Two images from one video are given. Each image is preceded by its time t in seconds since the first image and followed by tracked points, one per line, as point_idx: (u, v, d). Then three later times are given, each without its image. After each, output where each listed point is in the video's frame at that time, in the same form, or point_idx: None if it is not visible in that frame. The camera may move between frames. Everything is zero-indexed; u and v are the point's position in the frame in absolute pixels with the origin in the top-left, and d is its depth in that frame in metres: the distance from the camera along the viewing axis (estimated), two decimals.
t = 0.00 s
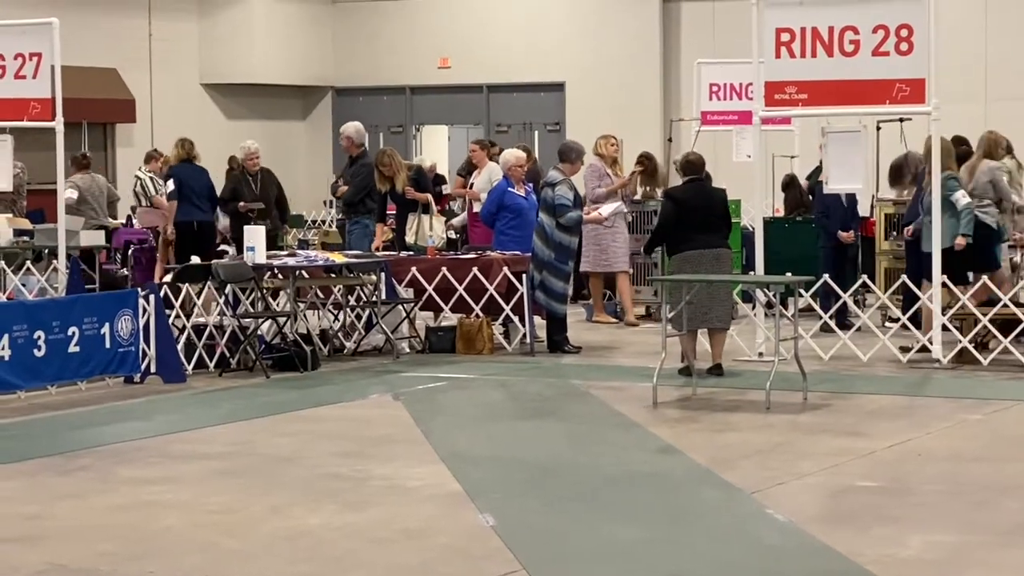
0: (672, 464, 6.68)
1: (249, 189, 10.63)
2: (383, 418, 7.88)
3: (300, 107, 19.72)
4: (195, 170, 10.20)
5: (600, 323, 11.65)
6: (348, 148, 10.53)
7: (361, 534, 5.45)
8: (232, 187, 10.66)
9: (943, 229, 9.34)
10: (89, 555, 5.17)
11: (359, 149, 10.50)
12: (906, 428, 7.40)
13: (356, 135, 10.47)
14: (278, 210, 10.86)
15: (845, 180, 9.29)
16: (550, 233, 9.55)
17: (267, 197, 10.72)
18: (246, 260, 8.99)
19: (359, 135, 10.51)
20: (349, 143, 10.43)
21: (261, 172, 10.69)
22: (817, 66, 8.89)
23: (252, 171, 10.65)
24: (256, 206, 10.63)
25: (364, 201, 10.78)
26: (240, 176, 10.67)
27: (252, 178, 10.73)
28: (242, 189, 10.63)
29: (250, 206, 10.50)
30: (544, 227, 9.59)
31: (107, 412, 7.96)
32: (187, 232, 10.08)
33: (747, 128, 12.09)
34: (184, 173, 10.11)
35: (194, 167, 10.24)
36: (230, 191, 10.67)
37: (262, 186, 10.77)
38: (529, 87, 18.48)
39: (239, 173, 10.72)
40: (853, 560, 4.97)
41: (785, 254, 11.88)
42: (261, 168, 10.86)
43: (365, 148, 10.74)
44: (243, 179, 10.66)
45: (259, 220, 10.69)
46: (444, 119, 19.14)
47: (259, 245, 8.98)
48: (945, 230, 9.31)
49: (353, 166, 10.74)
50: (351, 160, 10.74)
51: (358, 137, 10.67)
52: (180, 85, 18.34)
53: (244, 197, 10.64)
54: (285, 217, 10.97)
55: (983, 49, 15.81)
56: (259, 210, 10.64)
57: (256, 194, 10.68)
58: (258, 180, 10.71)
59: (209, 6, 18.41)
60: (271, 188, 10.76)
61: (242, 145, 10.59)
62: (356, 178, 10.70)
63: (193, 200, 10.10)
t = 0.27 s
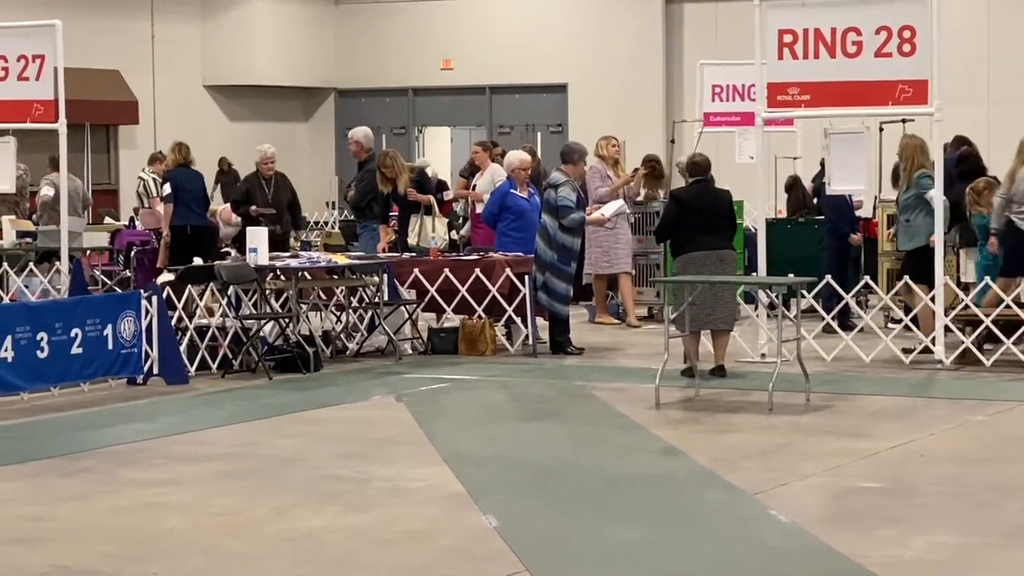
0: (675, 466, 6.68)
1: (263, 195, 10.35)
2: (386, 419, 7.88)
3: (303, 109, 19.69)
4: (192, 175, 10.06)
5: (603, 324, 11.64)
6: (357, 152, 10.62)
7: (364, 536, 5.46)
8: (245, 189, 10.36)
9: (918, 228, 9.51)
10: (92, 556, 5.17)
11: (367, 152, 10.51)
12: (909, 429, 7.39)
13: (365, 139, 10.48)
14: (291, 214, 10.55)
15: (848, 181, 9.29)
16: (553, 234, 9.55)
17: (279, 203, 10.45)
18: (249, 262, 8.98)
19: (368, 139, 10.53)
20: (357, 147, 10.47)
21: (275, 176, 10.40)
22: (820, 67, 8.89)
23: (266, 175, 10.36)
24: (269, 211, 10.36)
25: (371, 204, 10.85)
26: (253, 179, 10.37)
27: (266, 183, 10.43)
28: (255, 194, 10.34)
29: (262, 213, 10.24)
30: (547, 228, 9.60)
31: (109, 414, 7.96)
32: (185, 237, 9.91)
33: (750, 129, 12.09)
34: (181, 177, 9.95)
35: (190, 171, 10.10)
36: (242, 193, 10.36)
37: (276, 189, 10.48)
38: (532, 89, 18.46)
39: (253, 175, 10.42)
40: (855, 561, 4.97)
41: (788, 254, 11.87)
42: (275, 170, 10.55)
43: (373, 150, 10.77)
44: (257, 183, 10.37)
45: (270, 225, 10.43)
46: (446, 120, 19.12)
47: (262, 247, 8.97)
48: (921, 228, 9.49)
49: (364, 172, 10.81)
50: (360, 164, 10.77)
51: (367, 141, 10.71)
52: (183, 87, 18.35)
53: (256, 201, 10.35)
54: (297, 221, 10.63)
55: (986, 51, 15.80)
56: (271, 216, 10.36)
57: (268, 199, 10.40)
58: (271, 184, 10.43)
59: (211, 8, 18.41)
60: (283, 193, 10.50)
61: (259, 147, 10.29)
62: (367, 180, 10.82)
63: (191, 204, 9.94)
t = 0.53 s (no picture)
0: (678, 467, 6.68)
1: (279, 195, 10.35)
2: (389, 421, 7.88)
3: (306, 110, 19.69)
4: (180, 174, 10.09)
5: (606, 326, 11.64)
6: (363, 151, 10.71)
7: (367, 537, 5.46)
8: (261, 190, 10.35)
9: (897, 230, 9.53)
10: (95, 557, 5.18)
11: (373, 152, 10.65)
12: (913, 431, 7.39)
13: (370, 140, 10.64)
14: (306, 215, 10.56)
15: (851, 182, 9.29)
16: (556, 235, 9.55)
17: (296, 203, 10.46)
18: (252, 264, 8.99)
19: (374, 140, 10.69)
20: (364, 146, 10.60)
21: (292, 176, 10.41)
22: (823, 68, 8.89)
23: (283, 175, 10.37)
24: (285, 211, 10.36)
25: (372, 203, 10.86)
26: (270, 180, 10.37)
27: (282, 183, 10.43)
28: (271, 194, 10.34)
29: (280, 211, 10.24)
30: (550, 230, 9.60)
31: (112, 415, 7.97)
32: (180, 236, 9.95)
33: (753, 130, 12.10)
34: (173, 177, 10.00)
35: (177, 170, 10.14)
36: (258, 194, 10.37)
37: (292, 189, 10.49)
38: (535, 90, 18.46)
39: (270, 176, 10.43)
40: (859, 563, 4.97)
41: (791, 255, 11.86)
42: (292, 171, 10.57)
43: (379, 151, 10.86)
44: (273, 183, 10.37)
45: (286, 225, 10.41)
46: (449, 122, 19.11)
47: (265, 248, 8.96)
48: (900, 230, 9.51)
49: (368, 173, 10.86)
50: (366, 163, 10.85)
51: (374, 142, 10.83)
52: (186, 89, 18.36)
53: (273, 201, 10.35)
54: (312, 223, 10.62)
55: (989, 53, 15.80)
56: (287, 216, 10.37)
57: (285, 199, 10.40)
58: (288, 184, 10.44)
59: (215, 10, 18.44)
60: (299, 194, 10.52)
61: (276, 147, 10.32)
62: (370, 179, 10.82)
63: (183, 203, 9.98)
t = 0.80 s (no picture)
0: (682, 469, 6.67)
1: (291, 198, 10.21)
2: (393, 423, 7.88)
3: (310, 112, 19.70)
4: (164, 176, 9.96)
5: (610, 327, 11.64)
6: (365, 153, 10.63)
7: (371, 539, 5.45)
8: (273, 194, 10.21)
9: (875, 229, 9.67)
10: (99, 560, 5.18)
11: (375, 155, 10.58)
12: (917, 432, 7.39)
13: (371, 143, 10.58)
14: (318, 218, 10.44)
15: (856, 184, 9.30)
16: (560, 237, 9.56)
17: (308, 206, 10.33)
18: (256, 265, 8.98)
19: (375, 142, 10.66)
20: (366, 148, 10.51)
21: (304, 178, 10.27)
22: (827, 70, 8.87)
23: (295, 177, 10.24)
24: (298, 214, 10.22)
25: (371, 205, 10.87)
26: (281, 183, 10.23)
27: (294, 186, 10.29)
28: (283, 197, 10.20)
29: (292, 216, 10.13)
30: (554, 232, 9.59)
31: (116, 417, 7.97)
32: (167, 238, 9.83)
33: (758, 131, 12.11)
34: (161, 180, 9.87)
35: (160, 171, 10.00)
36: (270, 196, 10.23)
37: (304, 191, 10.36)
38: (539, 92, 18.46)
39: (280, 178, 10.28)
40: (863, 564, 4.96)
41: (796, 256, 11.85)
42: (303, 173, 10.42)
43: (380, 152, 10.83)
44: (285, 186, 10.22)
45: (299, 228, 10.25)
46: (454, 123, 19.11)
47: (269, 250, 8.95)
48: (878, 230, 9.66)
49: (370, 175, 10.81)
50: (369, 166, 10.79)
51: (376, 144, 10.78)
52: (190, 91, 18.38)
53: (285, 204, 10.21)
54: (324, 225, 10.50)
55: (994, 54, 15.79)
56: (300, 220, 10.23)
57: (298, 201, 10.26)
58: (300, 187, 10.31)
59: (220, 12, 18.47)
60: (310, 197, 10.39)
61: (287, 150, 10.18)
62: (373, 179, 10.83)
63: (169, 206, 9.88)
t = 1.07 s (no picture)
0: (687, 470, 6.67)
1: (302, 199, 10.23)
2: (398, 424, 7.88)
3: (315, 114, 19.67)
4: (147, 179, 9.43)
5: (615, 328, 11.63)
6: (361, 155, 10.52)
7: (375, 540, 5.45)
8: (283, 195, 10.23)
9: (856, 230, 9.87)
10: (105, 561, 5.18)
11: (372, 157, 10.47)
12: (922, 433, 7.38)
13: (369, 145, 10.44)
14: (328, 218, 10.46)
15: (861, 185, 9.29)
16: (565, 238, 9.56)
17: (319, 207, 10.34)
18: (261, 267, 8.98)
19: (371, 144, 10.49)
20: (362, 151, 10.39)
21: (313, 179, 10.27)
22: (832, 71, 8.87)
23: (304, 178, 10.23)
24: (309, 214, 10.26)
25: (371, 208, 10.73)
26: (291, 184, 10.23)
27: (304, 187, 10.30)
28: (293, 198, 10.22)
29: (304, 216, 10.17)
30: (558, 233, 9.60)
31: (121, 419, 7.97)
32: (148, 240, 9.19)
33: (762, 133, 12.10)
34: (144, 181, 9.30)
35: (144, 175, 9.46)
36: (280, 198, 10.23)
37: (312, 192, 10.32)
38: (544, 93, 18.45)
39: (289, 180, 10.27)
40: (868, 566, 4.95)
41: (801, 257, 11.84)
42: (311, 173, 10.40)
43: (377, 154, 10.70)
44: (295, 187, 10.23)
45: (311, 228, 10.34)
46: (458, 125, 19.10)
47: (274, 251, 8.95)
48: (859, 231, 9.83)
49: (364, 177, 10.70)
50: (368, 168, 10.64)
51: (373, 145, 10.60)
52: (194, 93, 18.39)
53: (295, 205, 10.24)
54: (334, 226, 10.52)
55: (998, 56, 15.78)
56: (311, 220, 10.28)
57: (308, 202, 10.27)
58: (309, 187, 10.30)
59: (224, 14, 18.49)
60: (320, 197, 10.38)
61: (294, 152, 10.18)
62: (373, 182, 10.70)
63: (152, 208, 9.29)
